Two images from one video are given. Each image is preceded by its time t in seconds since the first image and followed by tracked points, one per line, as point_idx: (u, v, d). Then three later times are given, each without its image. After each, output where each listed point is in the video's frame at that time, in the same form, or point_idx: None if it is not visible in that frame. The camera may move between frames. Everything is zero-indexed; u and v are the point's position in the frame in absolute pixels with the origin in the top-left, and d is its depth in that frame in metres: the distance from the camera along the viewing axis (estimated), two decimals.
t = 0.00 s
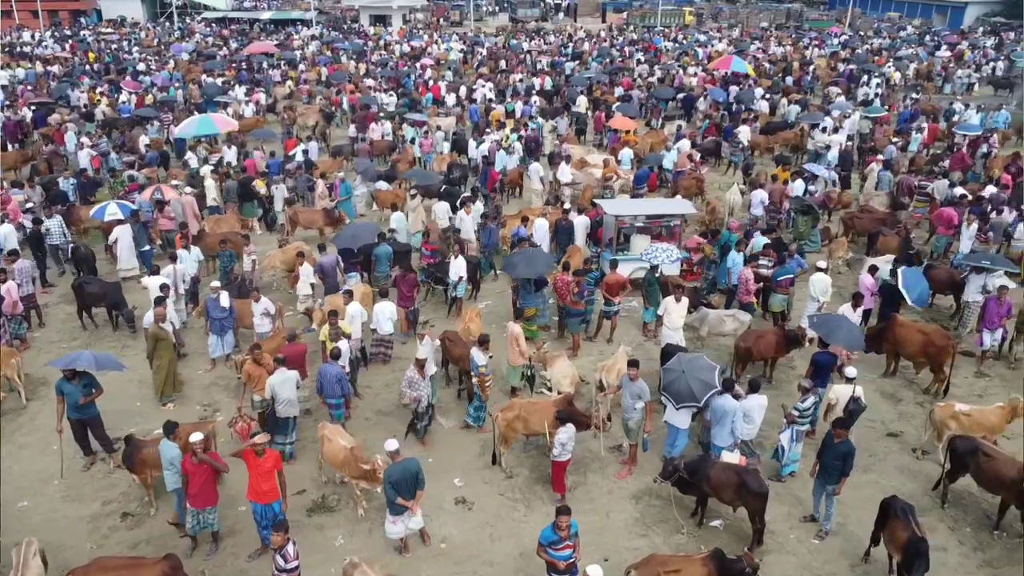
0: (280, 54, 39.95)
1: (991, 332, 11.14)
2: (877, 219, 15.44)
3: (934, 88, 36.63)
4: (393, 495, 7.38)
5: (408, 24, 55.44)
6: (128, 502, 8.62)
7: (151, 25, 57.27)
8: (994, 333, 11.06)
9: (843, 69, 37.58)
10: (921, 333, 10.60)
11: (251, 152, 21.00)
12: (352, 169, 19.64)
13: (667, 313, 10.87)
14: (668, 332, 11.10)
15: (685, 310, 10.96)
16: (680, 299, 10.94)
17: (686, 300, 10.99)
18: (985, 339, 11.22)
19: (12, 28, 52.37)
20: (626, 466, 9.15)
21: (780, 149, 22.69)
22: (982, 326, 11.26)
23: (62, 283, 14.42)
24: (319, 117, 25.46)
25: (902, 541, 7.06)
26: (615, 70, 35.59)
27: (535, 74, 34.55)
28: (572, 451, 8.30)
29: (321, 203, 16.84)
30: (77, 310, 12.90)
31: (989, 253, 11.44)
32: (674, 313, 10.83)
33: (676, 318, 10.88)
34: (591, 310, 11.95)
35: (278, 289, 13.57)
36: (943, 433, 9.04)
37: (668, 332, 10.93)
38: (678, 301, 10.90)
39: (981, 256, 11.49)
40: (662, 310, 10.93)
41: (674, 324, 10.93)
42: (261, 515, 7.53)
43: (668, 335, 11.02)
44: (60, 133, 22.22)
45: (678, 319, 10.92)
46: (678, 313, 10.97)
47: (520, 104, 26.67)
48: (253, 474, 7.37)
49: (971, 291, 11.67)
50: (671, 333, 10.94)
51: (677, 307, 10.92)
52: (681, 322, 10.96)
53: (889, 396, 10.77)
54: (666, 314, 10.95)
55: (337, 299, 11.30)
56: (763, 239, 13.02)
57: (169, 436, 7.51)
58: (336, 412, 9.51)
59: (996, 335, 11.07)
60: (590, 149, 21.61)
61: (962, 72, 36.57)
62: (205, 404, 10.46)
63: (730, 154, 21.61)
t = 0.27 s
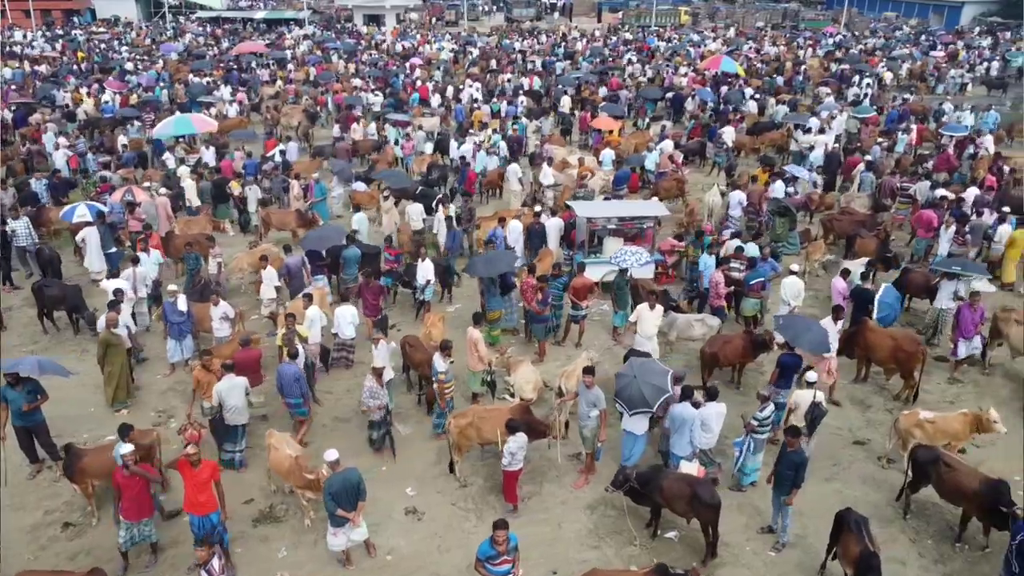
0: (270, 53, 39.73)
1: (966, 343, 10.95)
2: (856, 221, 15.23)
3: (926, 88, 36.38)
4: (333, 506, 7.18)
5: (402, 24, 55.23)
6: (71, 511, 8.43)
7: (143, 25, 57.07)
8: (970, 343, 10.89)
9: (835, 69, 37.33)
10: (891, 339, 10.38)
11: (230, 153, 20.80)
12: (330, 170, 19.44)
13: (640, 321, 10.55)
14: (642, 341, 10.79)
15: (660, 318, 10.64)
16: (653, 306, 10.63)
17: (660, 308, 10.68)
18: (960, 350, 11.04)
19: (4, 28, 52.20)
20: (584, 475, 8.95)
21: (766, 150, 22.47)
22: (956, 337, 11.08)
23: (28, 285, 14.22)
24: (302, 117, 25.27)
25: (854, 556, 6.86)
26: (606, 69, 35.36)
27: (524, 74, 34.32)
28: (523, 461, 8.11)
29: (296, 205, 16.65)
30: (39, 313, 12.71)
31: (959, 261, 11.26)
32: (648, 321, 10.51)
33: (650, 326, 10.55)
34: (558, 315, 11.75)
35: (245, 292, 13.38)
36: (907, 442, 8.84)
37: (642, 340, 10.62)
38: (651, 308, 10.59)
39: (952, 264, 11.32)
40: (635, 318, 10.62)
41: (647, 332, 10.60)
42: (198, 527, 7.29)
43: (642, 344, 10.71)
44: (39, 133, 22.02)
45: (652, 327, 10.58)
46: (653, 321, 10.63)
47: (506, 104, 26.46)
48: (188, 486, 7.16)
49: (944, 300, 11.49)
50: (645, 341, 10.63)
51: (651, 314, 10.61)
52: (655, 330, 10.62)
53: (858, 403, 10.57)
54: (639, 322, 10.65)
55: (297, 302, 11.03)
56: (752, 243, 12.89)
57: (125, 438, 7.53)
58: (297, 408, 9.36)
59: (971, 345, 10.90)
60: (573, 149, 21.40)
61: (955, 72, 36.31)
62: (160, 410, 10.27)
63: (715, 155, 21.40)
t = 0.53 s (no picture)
0: (261, 53, 39.53)
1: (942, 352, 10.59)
2: (836, 224, 15.01)
3: (920, 89, 36.13)
4: (270, 519, 7.00)
5: (396, 23, 55.11)
6: (13, 521, 8.28)
7: (138, 24, 56.93)
8: (946, 353, 10.52)
9: (828, 70, 37.08)
10: (859, 344, 10.13)
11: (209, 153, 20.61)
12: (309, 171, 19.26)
13: (615, 328, 10.30)
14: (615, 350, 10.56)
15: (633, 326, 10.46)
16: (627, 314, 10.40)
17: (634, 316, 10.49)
18: (936, 358, 10.68)
19: None
20: (539, 484, 8.75)
21: (752, 151, 22.26)
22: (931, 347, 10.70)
23: None
24: (286, 118, 25.07)
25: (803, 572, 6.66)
26: (597, 70, 35.16)
27: (515, 74, 34.10)
28: (471, 472, 7.94)
29: (270, 206, 16.46)
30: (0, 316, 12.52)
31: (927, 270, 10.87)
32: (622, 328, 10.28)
33: (625, 333, 10.34)
34: (525, 320, 11.55)
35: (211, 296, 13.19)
36: (870, 452, 8.64)
37: (616, 349, 10.38)
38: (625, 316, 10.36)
39: (921, 273, 10.91)
40: (609, 326, 10.34)
41: (621, 340, 10.39)
42: (134, 539, 7.13)
43: (615, 353, 10.44)
44: (18, 133, 21.84)
45: (626, 335, 10.40)
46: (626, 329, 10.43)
47: (493, 105, 26.27)
48: (123, 498, 6.96)
49: (915, 309, 11.13)
50: (618, 350, 10.41)
51: (625, 322, 10.38)
52: (628, 339, 10.45)
53: (826, 410, 10.38)
54: (613, 330, 10.40)
55: (255, 307, 10.78)
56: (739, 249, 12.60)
57: (83, 438, 7.61)
58: (257, 410, 9.12)
59: (948, 355, 10.53)
60: (556, 151, 21.21)
61: (949, 73, 36.07)
62: (114, 416, 10.09)
63: (699, 157, 21.18)
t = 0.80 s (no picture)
0: (252, 52, 39.39)
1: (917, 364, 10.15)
2: (814, 228, 14.82)
3: (913, 90, 35.91)
4: (203, 533, 6.81)
5: (390, 23, 54.96)
6: None
7: (132, 24, 56.79)
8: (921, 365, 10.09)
9: (821, 70, 36.84)
10: (827, 353, 9.86)
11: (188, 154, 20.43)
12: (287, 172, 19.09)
13: (583, 339, 9.93)
14: (584, 361, 10.23)
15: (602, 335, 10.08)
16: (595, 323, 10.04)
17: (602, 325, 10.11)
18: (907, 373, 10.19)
19: None
20: (493, 495, 8.56)
21: (737, 153, 22.08)
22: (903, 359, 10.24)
23: None
24: (271, 118, 24.90)
25: None
26: (587, 70, 34.96)
27: (505, 74, 33.91)
28: (417, 485, 7.85)
29: (244, 209, 16.30)
30: None
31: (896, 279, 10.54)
32: (591, 338, 9.93)
33: (593, 343, 9.99)
34: (490, 326, 11.38)
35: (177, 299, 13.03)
36: (830, 463, 8.45)
37: (584, 360, 10.01)
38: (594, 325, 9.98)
39: (891, 282, 10.51)
40: (576, 336, 10.01)
41: (589, 350, 10.03)
42: (66, 554, 6.93)
43: (584, 364, 10.15)
44: None
45: (594, 345, 10.04)
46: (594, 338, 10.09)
47: (479, 105, 26.09)
48: (52, 513, 6.75)
49: (883, 319, 10.78)
50: (587, 360, 10.05)
51: (593, 332, 10.02)
52: (597, 348, 10.08)
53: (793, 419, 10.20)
54: (581, 340, 10.05)
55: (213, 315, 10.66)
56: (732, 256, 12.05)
57: (39, 440, 7.46)
58: (220, 414, 9.07)
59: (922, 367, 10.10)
60: (539, 152, 21.04)
61: (943, 74, 35.84)
62: (66, 424, 9.93)
63: (683, 159, 20.98)
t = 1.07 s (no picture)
0: (243, 52, 39.28)
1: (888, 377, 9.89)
2: (791, 233, 14.64)
3: (906, 92, 35.72)
4: (134, 547, 6.66)
5: (384, 23, 54.86)
6: None
7: (126, 23, 56.70)
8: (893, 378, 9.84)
9: (812, 71, 36.66)
10: (791, 361, 9.71)
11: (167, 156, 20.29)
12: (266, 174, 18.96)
13: (548, 352, 9.66)
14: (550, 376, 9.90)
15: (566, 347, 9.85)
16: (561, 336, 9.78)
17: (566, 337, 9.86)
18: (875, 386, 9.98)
19: None
20: (443, 506, 8.42)
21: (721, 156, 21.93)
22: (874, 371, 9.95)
23: None
24: (255, 119, 24.76)
25: None
26: (578, 71, 34.81)
27: (494, 75, 33.76)
28: (362, 498, 7.79)
29: (218, 211, 16.17)
30: None
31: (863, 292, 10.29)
32: (557, 349, 9.68)
33: (559, 355, 9.71)
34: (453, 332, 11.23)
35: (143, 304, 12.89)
36: (786, 475, 8.30)
37: (551, 373, 9.71)
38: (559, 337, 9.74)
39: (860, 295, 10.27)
40: (541, 348, 9.72)
41: (555, 364, 9.73)
42: None
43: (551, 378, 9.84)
44: None
45: (560, 357, 9.76)
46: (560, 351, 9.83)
47: (464, 107, 25.96)
48: None
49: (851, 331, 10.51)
50: (553, 374, 9.75)
51: (558, 344, 9.73)
52: (563, 361, 9.79)
53: (757, 428, 10.06)
54: (546, 353, 9.76)
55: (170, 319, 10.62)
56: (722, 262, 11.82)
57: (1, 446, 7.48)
58: (179, 417, 8.94)
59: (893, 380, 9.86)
60: (521, 155, 20.90)
61: (936, 76, 35.66)
62: (19, 432, 9.80)
63: (667, 161, 20.81)
